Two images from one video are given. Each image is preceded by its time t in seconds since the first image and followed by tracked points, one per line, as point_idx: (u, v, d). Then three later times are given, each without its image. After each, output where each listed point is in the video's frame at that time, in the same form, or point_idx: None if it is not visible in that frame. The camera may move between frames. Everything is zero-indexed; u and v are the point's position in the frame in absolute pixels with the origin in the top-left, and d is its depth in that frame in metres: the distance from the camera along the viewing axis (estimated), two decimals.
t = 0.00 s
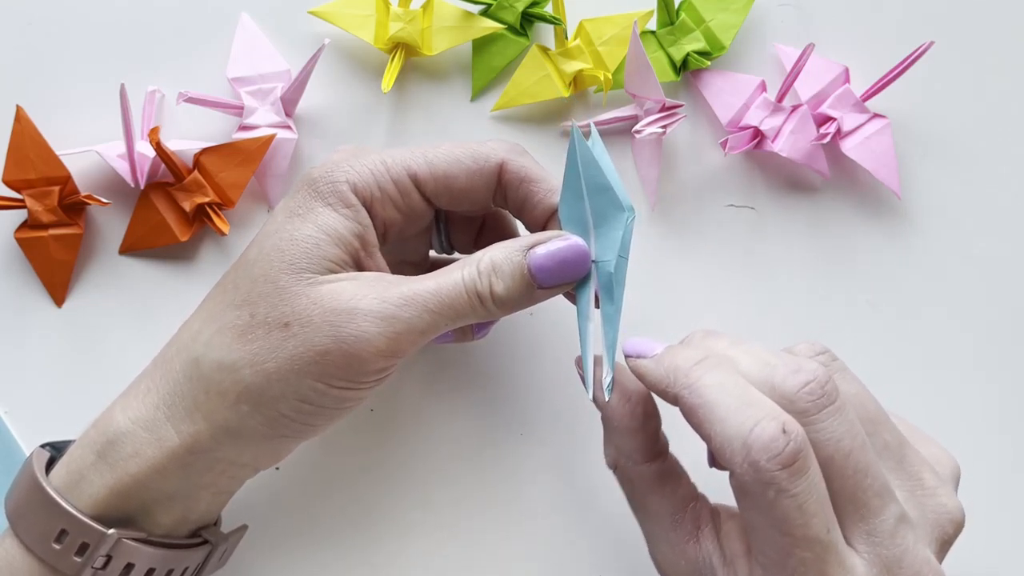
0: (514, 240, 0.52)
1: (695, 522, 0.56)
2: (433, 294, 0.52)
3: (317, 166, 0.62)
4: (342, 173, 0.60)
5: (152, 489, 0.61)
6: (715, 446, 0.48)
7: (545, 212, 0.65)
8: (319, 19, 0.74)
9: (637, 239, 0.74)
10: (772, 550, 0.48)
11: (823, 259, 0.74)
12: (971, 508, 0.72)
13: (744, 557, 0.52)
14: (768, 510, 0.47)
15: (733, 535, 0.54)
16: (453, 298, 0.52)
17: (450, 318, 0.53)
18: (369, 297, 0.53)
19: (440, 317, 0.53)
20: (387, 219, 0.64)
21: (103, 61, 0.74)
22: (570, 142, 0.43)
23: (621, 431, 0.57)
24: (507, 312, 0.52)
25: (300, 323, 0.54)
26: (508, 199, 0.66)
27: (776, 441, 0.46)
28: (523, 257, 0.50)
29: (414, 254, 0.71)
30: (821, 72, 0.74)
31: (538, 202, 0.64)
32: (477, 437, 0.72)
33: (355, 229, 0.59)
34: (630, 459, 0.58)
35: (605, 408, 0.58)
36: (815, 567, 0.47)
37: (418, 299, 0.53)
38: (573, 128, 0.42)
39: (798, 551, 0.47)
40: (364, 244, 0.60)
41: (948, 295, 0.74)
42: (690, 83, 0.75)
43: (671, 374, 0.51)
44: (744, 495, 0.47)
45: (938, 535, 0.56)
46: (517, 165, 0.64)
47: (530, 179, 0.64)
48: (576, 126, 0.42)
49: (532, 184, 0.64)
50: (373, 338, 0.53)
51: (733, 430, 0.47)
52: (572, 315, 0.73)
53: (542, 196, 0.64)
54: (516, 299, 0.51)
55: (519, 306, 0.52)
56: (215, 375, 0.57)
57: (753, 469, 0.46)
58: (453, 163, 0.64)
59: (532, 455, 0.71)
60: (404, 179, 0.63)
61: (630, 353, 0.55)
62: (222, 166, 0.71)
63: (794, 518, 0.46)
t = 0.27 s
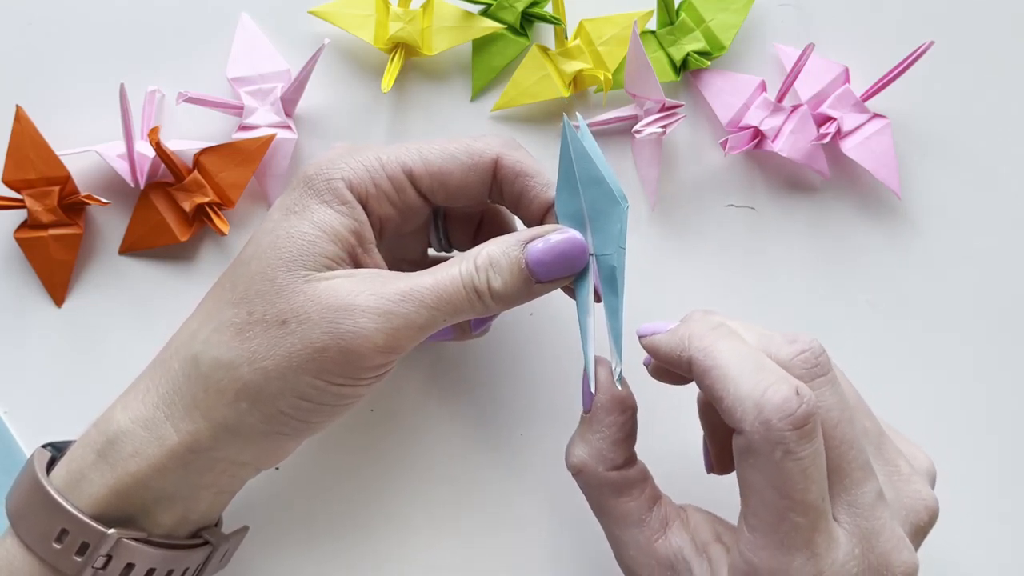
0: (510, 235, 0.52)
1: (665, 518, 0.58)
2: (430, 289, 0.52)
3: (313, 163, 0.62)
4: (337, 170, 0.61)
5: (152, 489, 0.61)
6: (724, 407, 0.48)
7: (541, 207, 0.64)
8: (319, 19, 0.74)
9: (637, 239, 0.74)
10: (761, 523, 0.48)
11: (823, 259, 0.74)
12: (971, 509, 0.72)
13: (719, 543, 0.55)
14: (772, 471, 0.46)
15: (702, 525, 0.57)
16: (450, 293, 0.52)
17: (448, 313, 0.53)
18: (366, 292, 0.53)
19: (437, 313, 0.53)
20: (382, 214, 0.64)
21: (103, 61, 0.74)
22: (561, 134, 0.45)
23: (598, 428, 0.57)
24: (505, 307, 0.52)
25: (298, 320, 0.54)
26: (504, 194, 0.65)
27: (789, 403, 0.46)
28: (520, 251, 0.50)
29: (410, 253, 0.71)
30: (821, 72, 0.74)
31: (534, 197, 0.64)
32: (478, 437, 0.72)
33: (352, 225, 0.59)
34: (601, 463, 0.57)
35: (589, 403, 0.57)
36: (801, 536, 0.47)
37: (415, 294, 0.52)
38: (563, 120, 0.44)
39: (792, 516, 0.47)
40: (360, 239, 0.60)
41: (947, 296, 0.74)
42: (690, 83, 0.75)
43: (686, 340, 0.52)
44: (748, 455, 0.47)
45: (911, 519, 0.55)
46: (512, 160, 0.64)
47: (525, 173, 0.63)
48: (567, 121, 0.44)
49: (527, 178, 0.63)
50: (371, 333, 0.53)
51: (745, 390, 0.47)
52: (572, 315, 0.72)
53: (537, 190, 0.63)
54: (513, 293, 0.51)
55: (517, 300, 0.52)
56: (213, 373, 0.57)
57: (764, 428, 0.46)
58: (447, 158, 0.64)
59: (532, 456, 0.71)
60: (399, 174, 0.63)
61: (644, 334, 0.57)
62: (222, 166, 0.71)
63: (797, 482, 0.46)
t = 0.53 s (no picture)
0: (509, 232, 0.52)
1: (677, 511, 0.55)
2: (429, 287, 0.52)
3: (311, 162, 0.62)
4: (335, 169, 0.61)
5: (153, 488, 0.61)
6: (725, 420, 0.49)
7: (540, 204, 0.64)
8: (319, 19, 0.74)
9: (637, 239, 0.74)
10: (766, 537, 0.48)
11: (823, 259, 0.74)
12: (970, 508, 0.72)
13: (728, 545, 0.53)
14: (775, 482, 0.46)
15: (714, 525, 0.55)
16: (449, 291, 0.52)
17: (447, 311, 0.53)
18: (365, 291, 0.53)
19: (436, 311, 0.53)
20: (380, 213, 0.64)
21: (103, 61, 0.74)
22: (560, 134, 0.43)
23: (617, 405, 0.55)
24: (504, 304, 0.52)
25: (297, 319, 0.54)
26: (502, 192, 0.65)
27: (790, 412, 0.46)
28: (519, 249, 0.50)
29: (411, 253, 0.71)
30: (821, 72, 0.74)
31: (532, 194, 0.64)
32: (478, 437, 0.72)
33: (351, 224, 0.59)
34: (623, 438, 0.55)
35: (605, 377, 0.55)
36: (809, 548, 0.47)
37: (414, 292, 0.52)
38: (562, 121, 0.43)
39: (798, 528, 0.47)
40: (359, 237, 0.60)
41: (947, 296, 0.74)
42: (690, 83, 0.75)
43: (685, 353, 0.52)
44: (751, 467, 0.48)
45: (921, 540, 0.56)
46: (510, 157, 0.64)
47: (523, 170, 0.63)
48: (566, 122, 0.43)
49: (525, 175, 0.63)
50: (371, 331, 0.53)
51: (746, 403, 0.48)
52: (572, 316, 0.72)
53: (535, 187, 0.63)
54: (513, 290, 0.51)
55: (517, 297, 0.52)
56: (213, 373, 0.57)
57: (765, 438, 0.47)
58: (445, 156, 0.64)
59: (532, 456, 0.71)
60: (397, 173, 0.63)
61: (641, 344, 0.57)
62: (222, 166, 0.71)
63: (800, 492, 0.46)
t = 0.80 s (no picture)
0: (508, 233, 0.52)
1: (681, 511, 0.55)
2: (429, 288, 0.52)
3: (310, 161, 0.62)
4: (334, 169, 0.60)
5: (152, 488, 0.61)
6: (724, 423, 0.49)
7: (539, 205, 0.64)
8: (319, 19, 0.74)
9: (638, 239, 0.74)
10: (772, 537, 0.48)
11: (823, 260, 0.74)
12: (971, 508, 0.72)
13: (735, 548, 0.53)
14: (777, 482, 0.47)
15: (718, 527, 0.54)
16: (448, 291, 0.52)
17: (447, 311, 0.53)
18: (365, 291, 0.53)
19: (436, 311, 0.53)
20: (379, 213, 0.64)
21: (103, 61, 0.74)
22: (560, 132, 0.45)
23: (622, 402, 0.54)
24: (504, 304, 0.52)
25: (296, 319, 0.54)
26: (502, 192, 0.65)
27: (787, 412, 0.47)
28: (519, 249, 0.50)
29: (411, 252, 0.71)
30: (821, 72, 0.74)
31: (532, 194, 0.64)
32: (478, 437, 0.72)
33: (350, 224, 0.59)
34: (629, 436, 0.55)
35: (608, 374, 0.55)
36: (814, 546, 0.47)
37: (413, 293, 0.52)
38: (562, 117, 0.44)
39: (802, 527, 0.46)
40: (359, 238, 0.60)
41: (947, 296, 0.74)
42: (690, 83, 0.75)
43: (681, 361, 0.52)
44: (753, 468, 0.47)
45: (927, 543, 0.56)
46: (510, 157, 0.64)
47: (522, 170, 0.63)
48: (565, 119, 0.44)
49: (525, 175, 0.63)
50: (370, 332, 0.53)
51: (744, 405, 0.48)
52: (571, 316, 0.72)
53: (534, 187, 0.63)
54: (512, 291, 0.51)
55: (516, 298, 0.52)
56: (212, 372, 0.57)
57: (765, 438, 0.47)
58: (445, 157, 0.64)
59: (532, 455, 0.71)
60: (396, 173, 0.63)
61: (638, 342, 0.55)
62: (222, 166, 0.71)
63: (801, 490, 0.46)
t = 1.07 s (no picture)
0: (504, 232, 0.51)
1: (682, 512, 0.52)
2: (425, 287, 0.52)
3: (306, 162, 0.62)
4: (330, 170, 0.61)
5: (149, 487, 0.61)
6: (757, 388, 0.49)
7: (536, 202, 0.64)
8: (319, 19, 0.74)
9: (638, 239, 0.74)
10: (812, 501, 0.47)
11: (823, 260, 0.74)
12: (970, 508, 0.72)
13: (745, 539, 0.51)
14: (816, 445, 0.47)
15: (720, 523, 0.52)
16: (444, 291, 0.52)
17: (442, 311, 0.53)
18: (361, 291, 0.53)
19: (431, 310, 0.53)
20: (374, 213, 0.63)
21: (103, 61, 0.74)
22: (549, 129, 0.41)
23: (620, 401, 0.53)
24: (499, 303, 0.52)
25: (292, 319, 0.54)
26: (498, 189, 0.65)
27: (821, 378, 0.49)
28: (515, 248, 0.50)
29: (411, 250, 0.71)
30: (821, 72, 0.74)
31: (529, 191, 0.63)
32: (477, 436, 0.72)
33: (346, 224, 0.59)
34: (629, 436, 0.52)
35: (604, 378, 0.53)
36: (849, 511, 0.47)
37: (409, 292, 0.52)
38: (550, 115, 0.40)
39: (840, 489, 0.47)
40: (356, 239, 0.60)
41: (948, 296, 0.74)
42: (690, 83, 0.75)
43: (707, 329, 0.52)
44: (788, 433, 0.48)
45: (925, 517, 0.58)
46: (505, 154, 0.63)
47: (519, 167, 0.63)
48: (555, 116, 0.40)
49: (521, 173, 0.63)
50: (366, 331, 0.53)
51: (780, 370, 0.49)
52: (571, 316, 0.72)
53: (530, 184, 0.63)
54: (508, 290, 0.51)
55: (512, 297, 0.52)
56: (208, 372, 0.57)
57: (804, 402, 0.48)
58: (439, 155, 0.63)
59: (531, 455, 0.71)
60: (391, 173, 0.63)
61: (646, 317, 0.55)
62: (221, 166, 0.71)
63: (839, 452, 0.47)
